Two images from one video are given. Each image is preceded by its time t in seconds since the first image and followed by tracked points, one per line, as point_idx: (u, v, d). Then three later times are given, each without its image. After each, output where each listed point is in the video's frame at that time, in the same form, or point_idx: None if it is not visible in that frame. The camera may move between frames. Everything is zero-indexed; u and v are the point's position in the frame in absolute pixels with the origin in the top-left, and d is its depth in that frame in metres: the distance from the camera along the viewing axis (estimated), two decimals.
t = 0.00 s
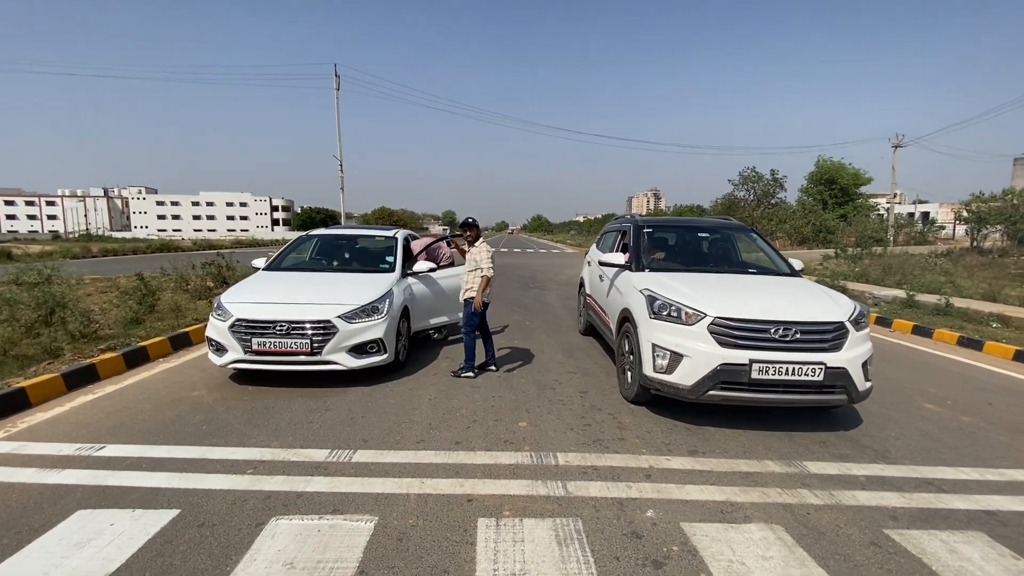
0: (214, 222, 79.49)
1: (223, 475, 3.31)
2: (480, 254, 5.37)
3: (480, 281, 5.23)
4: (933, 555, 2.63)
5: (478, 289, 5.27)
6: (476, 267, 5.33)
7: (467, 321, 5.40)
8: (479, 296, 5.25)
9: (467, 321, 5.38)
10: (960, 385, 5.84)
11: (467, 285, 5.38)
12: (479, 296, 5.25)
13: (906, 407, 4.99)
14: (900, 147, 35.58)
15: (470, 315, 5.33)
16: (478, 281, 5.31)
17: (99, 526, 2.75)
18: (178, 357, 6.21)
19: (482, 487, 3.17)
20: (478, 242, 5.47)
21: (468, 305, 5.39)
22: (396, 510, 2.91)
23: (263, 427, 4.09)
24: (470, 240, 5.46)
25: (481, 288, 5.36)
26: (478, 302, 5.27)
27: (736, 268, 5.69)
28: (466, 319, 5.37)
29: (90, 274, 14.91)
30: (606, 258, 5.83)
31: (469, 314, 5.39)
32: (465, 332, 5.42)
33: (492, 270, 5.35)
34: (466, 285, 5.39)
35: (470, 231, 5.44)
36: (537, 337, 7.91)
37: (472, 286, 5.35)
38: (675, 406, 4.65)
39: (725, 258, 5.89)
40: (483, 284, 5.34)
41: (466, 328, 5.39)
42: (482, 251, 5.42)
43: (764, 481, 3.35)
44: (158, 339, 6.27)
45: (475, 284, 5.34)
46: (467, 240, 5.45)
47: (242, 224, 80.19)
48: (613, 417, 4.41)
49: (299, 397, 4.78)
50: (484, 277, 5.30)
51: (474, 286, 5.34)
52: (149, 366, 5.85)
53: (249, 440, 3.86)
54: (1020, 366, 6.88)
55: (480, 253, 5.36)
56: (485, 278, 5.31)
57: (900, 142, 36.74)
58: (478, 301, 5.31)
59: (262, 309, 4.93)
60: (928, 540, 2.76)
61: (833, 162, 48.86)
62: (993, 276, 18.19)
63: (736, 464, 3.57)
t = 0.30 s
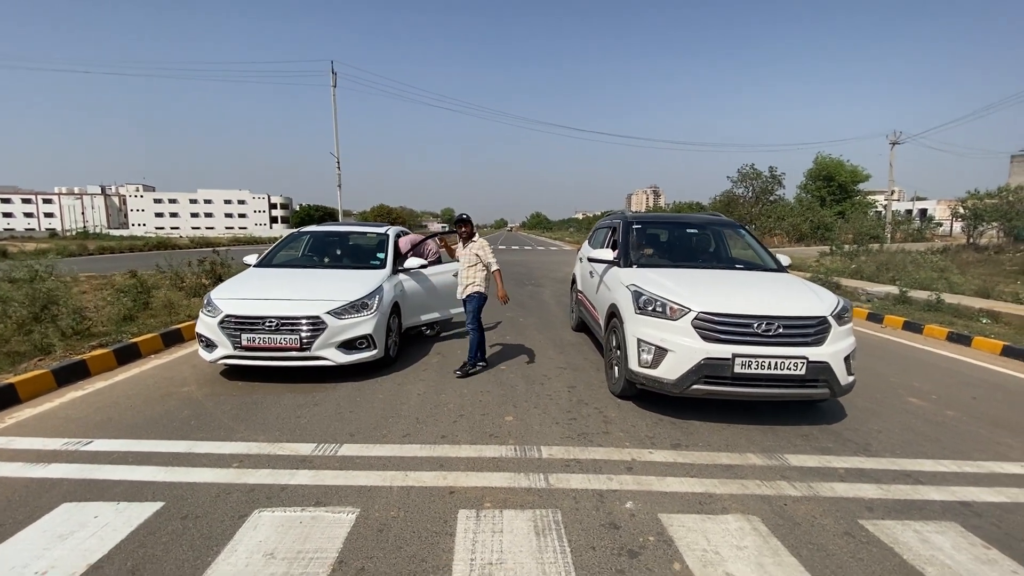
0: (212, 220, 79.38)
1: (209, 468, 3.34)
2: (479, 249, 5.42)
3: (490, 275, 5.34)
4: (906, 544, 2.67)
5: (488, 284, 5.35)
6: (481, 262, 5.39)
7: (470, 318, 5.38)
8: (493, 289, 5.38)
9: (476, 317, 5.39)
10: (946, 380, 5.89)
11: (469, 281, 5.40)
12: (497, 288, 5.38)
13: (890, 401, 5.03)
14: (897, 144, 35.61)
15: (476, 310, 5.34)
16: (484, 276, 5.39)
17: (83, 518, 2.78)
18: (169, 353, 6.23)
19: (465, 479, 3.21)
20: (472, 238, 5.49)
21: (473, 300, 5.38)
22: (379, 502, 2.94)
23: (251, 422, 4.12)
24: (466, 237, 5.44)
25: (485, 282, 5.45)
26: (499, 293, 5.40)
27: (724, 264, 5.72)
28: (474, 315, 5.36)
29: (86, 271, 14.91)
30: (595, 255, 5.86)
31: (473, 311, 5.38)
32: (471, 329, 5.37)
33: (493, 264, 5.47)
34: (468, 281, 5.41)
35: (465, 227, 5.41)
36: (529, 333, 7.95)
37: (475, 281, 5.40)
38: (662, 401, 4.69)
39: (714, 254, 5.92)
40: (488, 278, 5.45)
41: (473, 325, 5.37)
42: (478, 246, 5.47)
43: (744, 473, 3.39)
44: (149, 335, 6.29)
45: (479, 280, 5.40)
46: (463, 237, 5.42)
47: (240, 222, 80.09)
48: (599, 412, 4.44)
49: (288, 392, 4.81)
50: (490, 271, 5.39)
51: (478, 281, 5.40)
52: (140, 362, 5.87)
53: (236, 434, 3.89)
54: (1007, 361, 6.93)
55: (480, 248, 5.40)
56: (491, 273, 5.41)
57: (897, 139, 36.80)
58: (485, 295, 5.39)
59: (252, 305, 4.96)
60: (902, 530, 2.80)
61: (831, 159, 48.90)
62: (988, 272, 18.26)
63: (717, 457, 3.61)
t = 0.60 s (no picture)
0: (209, 217, 79.21)
1: (198, 460, 3.37)
2: (473, 245, 5.44)
3: (481, 272, 5.35)
4: (883, 532, 2.72)
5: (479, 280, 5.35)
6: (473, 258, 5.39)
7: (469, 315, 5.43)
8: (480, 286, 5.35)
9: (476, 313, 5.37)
10: (934, 374, 5.94)
11: (463, 277, 5.42)
12: (484, 286, 5.35)
13: (877, 394, 5.08)
14: (894, 140, 35.70)
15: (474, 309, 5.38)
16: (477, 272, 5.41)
17: (72, 509, 2.81)
18: (163, 348, 6.26)
19: (452, 470, 3.25)
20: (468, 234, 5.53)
21: (470, 298, 5.41)
22: (365, 492, 2.98)
23: (242, 416, 4.15)
24: (462, 232, 5.47)
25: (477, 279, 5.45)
26: (483, 292, 5.35)
27: (714, 259, 5.76)
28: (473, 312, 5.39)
29: (81, 268, 14.90)
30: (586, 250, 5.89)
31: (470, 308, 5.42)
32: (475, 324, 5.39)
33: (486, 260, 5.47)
34: (462, 276, 5.43)
35: (461, 222, 5.45)
36: (522, 328, 7.98)
37: (469, 277, 5.42)
38: (650, 394, 4.73)
39: (704, 249, 5.96)
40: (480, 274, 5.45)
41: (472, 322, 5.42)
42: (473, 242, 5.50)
43: (728, 464, 3.44)
44: (142, 331, 6.31)
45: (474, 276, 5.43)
46: (458, 231, 5.47)
47: (237, 219, 79.94)
48: (587, 404, 4.49)
49: (279, 386, 4.85)
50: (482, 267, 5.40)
51: (471, 277, 5.42)
52: (133, 357, 5.90)
53: (226, 427, 3.92)
54: (995, 355, 6.99)
55: (475, 244, 5.44)
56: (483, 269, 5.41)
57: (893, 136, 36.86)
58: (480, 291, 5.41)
59: (244, 300, 4.98)
60: (879, 518, 2.85)
61: (827, 155, 48.96)
62: (981, 268, 18.35)
63: (702, 448, 3.65)
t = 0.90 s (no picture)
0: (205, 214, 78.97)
1: (194, 457, 3.39)
2: (472, 244, 5.45)
3: (477, 271, 5.34)
4: (871, 526, 2.76)
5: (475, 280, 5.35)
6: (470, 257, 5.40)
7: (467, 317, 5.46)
8: (472, 285, 5.35)
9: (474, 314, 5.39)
10: (926, 371, 5.99)
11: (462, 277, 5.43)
12: (474, 283, 5.34)
13: (869, 391, 5.13)
14: (890, 139, 35.78)
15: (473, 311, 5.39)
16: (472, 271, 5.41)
17: (69, 505, 2.83)
18: (158, 346, 6.27)
19: (447, 466, 3.27)
20: (467, 232, 5.53)
21: (466, 299, 5.43)
22: (360, 488, 3.00)
23: (238, 413, 4.17)
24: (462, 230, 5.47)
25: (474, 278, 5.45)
26: (473, 290, 5.35)
27: (709, 257, 5.79)
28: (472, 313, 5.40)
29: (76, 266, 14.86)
30: (581, 248, 5.91)
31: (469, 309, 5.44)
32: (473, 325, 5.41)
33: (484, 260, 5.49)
34: (460, 276, 5.44)
35: (460, 220, 5.46)
36: (518, 326, 8.01)
37: (467, 277, 5.43)
38: (644, 391, 4.77)
39: (699, 247, 5.99)
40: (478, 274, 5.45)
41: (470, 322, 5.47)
42: (472, 241, 5.51)
43: (720, 459, 3.48)
44: (138, 328, 6.32)
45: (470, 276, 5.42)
46: (457, 230, 5.48)
47: (233, 217, 79.71)
48: (582, 401, 4.52)
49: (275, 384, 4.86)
50: (479, 267, 5.40)
51: (469, 277, 5.43)
52: (129, 354, 5.92)
53: (223, 424, 3.94)
54: (987, 353, 7.06)
55: (474, 243, 5.45)
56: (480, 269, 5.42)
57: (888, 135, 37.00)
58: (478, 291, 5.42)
59: (240, 298, 4.99)
60: (868, 512, 2.89)
61: (823, 153, 49.10)
62: (975, 267, 18.46)
63: (694, 444, 3.69)
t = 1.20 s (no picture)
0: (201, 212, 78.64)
1: (191, 456, 3.38)
2: (469, 243, 5.42)
3: (477, 272, 5.35)
4: (868, 524, 2.77)
5: (475, 279, 5.36)
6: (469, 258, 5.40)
7: (465, 317, 5.47)
8: (473, 285, 5.36)
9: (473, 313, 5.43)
10: (921, 370, 6.02)
11: (459, 278, 5.41)
12: (474, 284, 5.35)
13: (865, 390, 5.15)
14: (885, 138, 35.93)
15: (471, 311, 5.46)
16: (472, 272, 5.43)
17: (65, 505, 2.81)
18: (155, 345, 6.24)
19: (445, 465, 3.27)
20: (464, 231, 5.51)
21: (467, 299, 5.45)
22: (358, 487, 3.00)
23: (234, 412, 4.16)
24: (459, 229, 5.44)
25: (472, 277, 5.45)
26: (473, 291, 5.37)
27: (706, 256, 5.81)
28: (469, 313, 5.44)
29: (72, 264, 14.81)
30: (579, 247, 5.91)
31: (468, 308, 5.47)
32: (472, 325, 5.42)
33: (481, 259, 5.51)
34: (458, 276, 5.42)
35: (457, 219, 5.43)
36: (515, 325, 8.01)
37: (465, 278, 5.42)
38: (642, 390, 4.77)
39: (696, 246, 6.01)
40: (476, 274, 5.46)
41: (469, 322, 5.48)
42: (469, 240, 5.49)
43: (718, 458, 3.48)
44: (134, 327, 6.29)
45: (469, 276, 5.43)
46: (454, 229, 5.46)
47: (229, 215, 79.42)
48: (580, 400, 4.52)
49: (272, 383, 4.84)
50: (478, 268, 5.42)
51: (467, 277, 5.42)
52: (126, 353, 5.89)
53: (219, 423, 3.93)
54: (981, 352, 7.09)
55: (471, 242, 5.42)
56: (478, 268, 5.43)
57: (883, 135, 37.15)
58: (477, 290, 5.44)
59: (237, 296, 4.98)
60: (864, 511, 2.91)
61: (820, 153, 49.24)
62: (969, 266, 18.56)
63: (692, 443, 3.69)
